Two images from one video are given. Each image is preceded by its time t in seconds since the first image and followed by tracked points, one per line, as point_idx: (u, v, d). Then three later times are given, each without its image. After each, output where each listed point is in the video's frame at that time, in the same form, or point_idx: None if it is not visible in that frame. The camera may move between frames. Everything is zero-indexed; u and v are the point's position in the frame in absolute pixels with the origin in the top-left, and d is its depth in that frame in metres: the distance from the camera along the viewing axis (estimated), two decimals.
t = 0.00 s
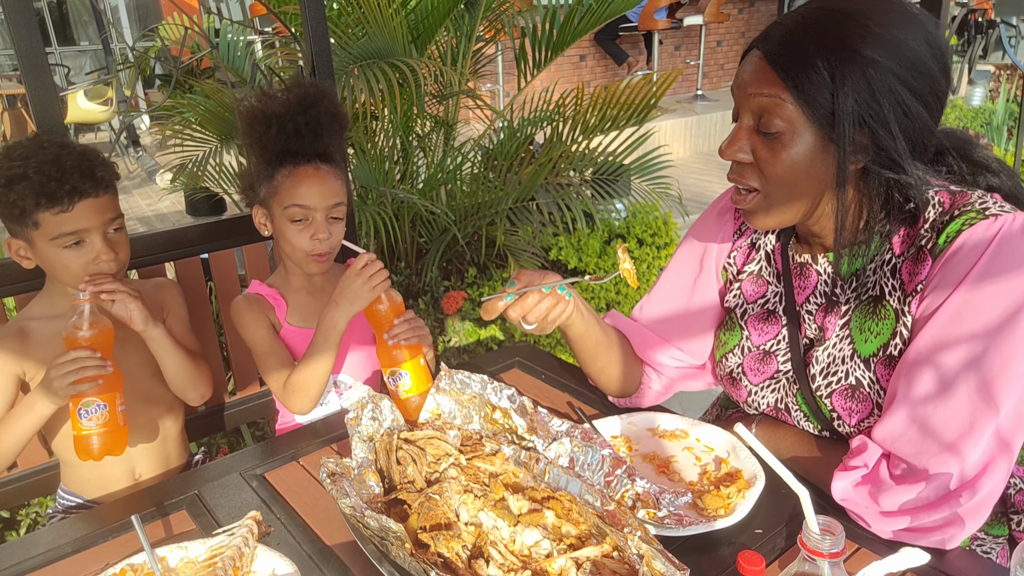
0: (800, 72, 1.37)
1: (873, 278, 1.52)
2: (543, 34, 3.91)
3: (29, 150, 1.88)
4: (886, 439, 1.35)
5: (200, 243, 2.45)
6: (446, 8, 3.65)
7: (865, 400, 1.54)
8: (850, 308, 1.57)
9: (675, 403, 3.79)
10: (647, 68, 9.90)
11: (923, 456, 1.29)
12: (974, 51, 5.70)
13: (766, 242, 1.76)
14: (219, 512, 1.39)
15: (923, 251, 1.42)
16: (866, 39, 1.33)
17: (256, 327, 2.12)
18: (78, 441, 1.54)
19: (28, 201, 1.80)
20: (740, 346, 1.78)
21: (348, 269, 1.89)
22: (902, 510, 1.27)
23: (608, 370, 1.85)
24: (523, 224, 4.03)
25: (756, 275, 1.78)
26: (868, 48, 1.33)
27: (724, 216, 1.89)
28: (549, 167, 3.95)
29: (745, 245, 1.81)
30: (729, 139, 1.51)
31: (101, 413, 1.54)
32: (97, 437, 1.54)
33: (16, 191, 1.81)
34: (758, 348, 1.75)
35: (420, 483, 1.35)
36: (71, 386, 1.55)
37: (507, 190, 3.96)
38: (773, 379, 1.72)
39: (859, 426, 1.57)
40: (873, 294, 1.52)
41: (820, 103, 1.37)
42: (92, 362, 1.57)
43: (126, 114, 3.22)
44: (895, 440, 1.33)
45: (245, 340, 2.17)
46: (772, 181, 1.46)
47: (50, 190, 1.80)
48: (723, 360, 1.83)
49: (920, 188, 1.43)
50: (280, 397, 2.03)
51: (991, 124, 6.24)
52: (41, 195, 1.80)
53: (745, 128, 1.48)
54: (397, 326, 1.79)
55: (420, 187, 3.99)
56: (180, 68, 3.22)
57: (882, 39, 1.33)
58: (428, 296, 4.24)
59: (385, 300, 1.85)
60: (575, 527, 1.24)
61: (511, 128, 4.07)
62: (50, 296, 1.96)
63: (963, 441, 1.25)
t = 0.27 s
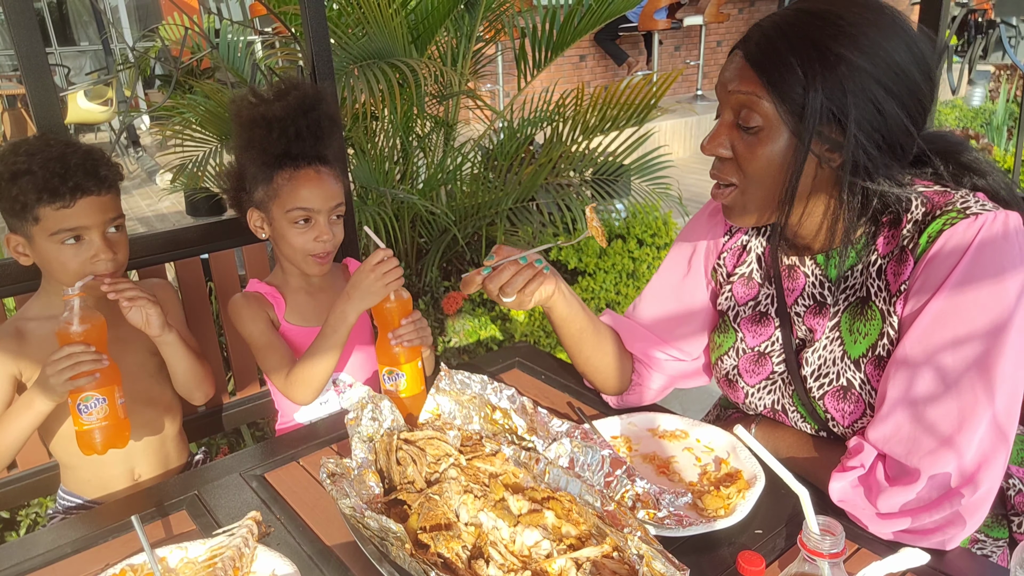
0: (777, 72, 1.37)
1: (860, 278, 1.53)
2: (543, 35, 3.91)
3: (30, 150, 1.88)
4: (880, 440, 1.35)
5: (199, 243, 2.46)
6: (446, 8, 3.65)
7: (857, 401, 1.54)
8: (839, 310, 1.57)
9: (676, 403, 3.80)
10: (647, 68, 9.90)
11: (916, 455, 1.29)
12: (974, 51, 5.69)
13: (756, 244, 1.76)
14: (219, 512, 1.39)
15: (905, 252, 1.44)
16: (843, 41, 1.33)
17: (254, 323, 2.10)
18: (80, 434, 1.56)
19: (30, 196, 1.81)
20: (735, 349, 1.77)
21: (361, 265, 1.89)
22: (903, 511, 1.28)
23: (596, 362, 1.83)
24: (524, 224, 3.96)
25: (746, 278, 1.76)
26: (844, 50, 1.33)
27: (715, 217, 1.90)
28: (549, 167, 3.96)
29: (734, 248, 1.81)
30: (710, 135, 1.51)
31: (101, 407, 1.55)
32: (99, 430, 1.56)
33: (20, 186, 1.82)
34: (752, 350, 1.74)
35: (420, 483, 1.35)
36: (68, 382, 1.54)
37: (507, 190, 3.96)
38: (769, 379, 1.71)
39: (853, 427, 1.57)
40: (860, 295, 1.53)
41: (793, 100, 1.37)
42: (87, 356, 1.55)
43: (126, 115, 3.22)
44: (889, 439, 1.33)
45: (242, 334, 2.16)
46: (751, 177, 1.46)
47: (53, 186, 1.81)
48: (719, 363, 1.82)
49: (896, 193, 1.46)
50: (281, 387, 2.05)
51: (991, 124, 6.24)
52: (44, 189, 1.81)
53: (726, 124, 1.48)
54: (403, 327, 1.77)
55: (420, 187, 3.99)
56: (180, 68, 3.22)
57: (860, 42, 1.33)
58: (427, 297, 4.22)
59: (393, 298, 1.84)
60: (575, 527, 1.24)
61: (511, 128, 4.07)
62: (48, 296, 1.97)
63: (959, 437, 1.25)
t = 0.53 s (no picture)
0: (790, 61, 1.38)
1: (860, 278, 1.52)
2: (543, 34, 3.91)
3: (28, 148, 1.88)
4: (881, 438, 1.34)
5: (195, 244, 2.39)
6: (446, 7, 3.65)
7: (858, 400, 1.54)
8: (840, 309, 1.56)
9: (675, 403, 3.80)
10: (647, 67, 9.90)
11: (917, 454, 1.29)
12: (974, 51, 5.69)
13: (755, 244, 1.77)
14: (219, 512, 1.39)
15: (906, 251, 1.43)
16: (855, 32, 1.33)
17: (249, 326, 2.10)
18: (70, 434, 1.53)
19: (25, 188, 1.82)
20: (735, 349, 1.78)
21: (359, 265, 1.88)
22: (902, 510, 1.27)
23: (594, 362, 1.83)
24: (524, 223, 4.01)
25: (746, 277, 1.77)
26: (857, 41, 1.33)
27: (714, 216, 1.90)
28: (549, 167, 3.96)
29: (734, 247, 1.82)
30: (717, 125, 1.52)
31: (93, 405, 1.54)
32: (89, 430, 1.54)
33: (15, 179, 1.82)
34: (753, 350, 1.74)
35: (420, 483, 1.35)
36: (61, 378, 1.54)
37: (507, 189, 3.96)
38: (770, 379, 1.71)
39: (854, 426, 1.57)
40: (860, 295, 1.52)
41: (806, 88, 1.38)
42: (81, 353, 1.56)
43: (126, 114, 3.22)
44: (890, 437, 1.32)
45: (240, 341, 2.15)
46: (755, 166, 1.47)
47: (47, 178, 1.83)
48: (719, 363, 1.83)
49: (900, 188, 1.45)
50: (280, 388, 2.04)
51: (991, 124, 6.23)
52: (38, 181, 1.82)
53: (733, 114, 1.49)
54: (405, 326, 1.77)
55: (420, 187, 3.99)
56: (180, 68, 3.22)
57: (872, 35, 1.34)
58: (427, 296, 4.23)
59: (393, 298, 1.81)
60: (575, 527, 1.24)
61: (511, 127, 4.07)
62: (45, 296, 1.97)
63: (959, 436, 1.25)
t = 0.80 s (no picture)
0: (790, 62, 1.38)
1: (860, 278, 1.53)
2: (543, 34, 3.91)
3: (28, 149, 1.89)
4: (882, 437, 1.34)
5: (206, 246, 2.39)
6: (446, 7, 3.65)
7: (859, 401, 1.54)
8: (841, 310, 1.56)
9: (675, 402, 3.80)
10: (647, 68, 9.90)
11: (917, 453, 1.29)
12: (974, 51, 5.69)
13: (755, 245, 1.76)
14: (219, 512, 1.39)
15: (906, 252, 1.43)
16: (858, 35, 1.33)
17: (248, 332, 2.10)
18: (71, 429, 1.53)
19: (24, 184, 1.83)
20: (736, 350, 1.77)
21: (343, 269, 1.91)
22: (902, 509, 1.27)
23: (606, 358, 1.82)
24: (524, 224, 3.99)
25: (746, 278, 1.77)
26: (859, 44, 1.33)
27: (714, 216, 1.90)
28: (549, 167, 3.96)
29: (733, 248, 1.82)
30: (715, 124, 1.51)
31: (94, 401, 1.54)
32: (90, 425, 1.53)
33: (14, 174, 1.83)
34: (754, 351, 1.74)
35: (420, 483, 1.35)
36: (61, 373, 1.55)
37: (507, 189, 3.97)
38: (772, 380, 1.71)
39: (855, 426, 1.57)
40: (861, 296, 1.52)
41: (806, 89, 1.37)
42: (83, 348, 1.56)
43: (126, 114, 3.21)
44: (891, 436, 1.32)
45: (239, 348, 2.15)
46: (753, 167, 1.46)
47: (46, 174, 1.84)
48: (720, 364, 1.82)
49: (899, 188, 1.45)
50: (281, 401, 2.05)
51: (991, 124, 6.23)
52: (37, 177, 1.84)
53: (731, 114, 1.48)
54: (394, 322, 1.80)
55: (420, 187, 3.99)
56: (180, 68, 3.22)
57: (874, 38, 1.33)
58: (427, 296, 4.23)
59: (381, 298, 1.85)
60: (575, 527, 1.24)
61: (511, 127, 4.07)
62: (44, 297, 1.97)
63: (958, 437, 1.26)
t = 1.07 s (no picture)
0: (773, 71, 1.36)
1: (856, 278, 1.53)
2: (543, 34, 3.91)
3: (27, 149, 1.88)
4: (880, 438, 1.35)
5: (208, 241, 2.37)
6: (446, 7, 3.65)
7: (856, 401, 1.54)
8: (838, 310, 1.56)
9: (675, 403, 3.79)
10: (647, 68, 9.90)
11: (916, 453, 1.29)
12: (974, 51, 5.69)
13: (753, 246, 1.76)
14: (219, 512, 1.39)
15: (899, 252, 1.43)
16: (836, 40, 1.33)
17: (251, 337, 2.10)
18: (73, 428, 1.52)
19: (30, 178, 1.84)
20: (735, 350, 1.77)
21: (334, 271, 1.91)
22: (902, 509, 1.28)
23: (607, 359, 1.83)
24: (523, 223, 4.05)
25: (744, 279, 1.77)
26: (838, 48, 1.32)
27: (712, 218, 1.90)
28: (549, 167, 3.96)
29: (731, 249, 1.81)
30: (703, 138, 1.48)
31: (95, 399, 1.52)
32: (92, 424, 1.52)
33: (20, 172, 1.84)
34: (752, 351, 1.74)
35: (420, 483, 1.35)
36: (63, 370, 1.54)
37: (507, 189, 3.97)
38: (770, 380, 1.71)
39: (853, 426, 1.57)
40: (856, 296, 1.52)
41: (791, 98, 1.36)
42: (84, 347, 1.55)
43: (126, 114, 3.21)
44: (889, 437, 1.33)
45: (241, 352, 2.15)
46: (745, 179, 1.44)
47: (52, 169, 1.86)
48: (719, 365, 1.82)
49: (891, 189, 1.46)
50: (281, 406, 2.02)
51: (991, 125, 6.23)
52: (43, 172, 1.85)
53: (719, 127, 1.46)
54: (387, 322, 1.83)
55: (420, 187, 4.00)
56: (180, 68, 3.22)
57: (852, 41, 1.33)
58: (427, 296, 4.23)
59: (373, 299, 1.87)
60: (575, 527, 1.24)
61: (511, 127, 4.07)
62: (43, 296, 1.97)
63: (956, 436, 1.26)
